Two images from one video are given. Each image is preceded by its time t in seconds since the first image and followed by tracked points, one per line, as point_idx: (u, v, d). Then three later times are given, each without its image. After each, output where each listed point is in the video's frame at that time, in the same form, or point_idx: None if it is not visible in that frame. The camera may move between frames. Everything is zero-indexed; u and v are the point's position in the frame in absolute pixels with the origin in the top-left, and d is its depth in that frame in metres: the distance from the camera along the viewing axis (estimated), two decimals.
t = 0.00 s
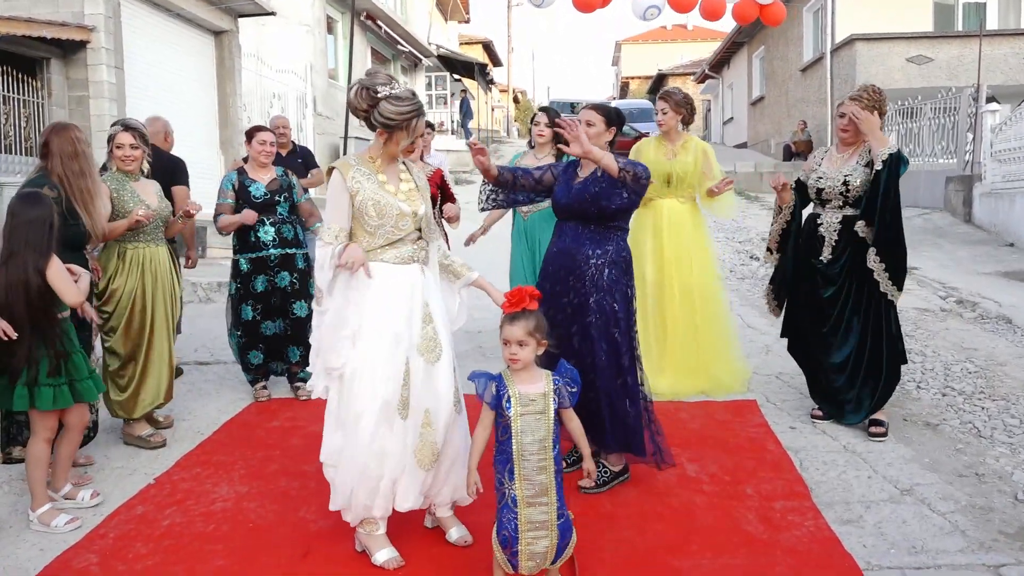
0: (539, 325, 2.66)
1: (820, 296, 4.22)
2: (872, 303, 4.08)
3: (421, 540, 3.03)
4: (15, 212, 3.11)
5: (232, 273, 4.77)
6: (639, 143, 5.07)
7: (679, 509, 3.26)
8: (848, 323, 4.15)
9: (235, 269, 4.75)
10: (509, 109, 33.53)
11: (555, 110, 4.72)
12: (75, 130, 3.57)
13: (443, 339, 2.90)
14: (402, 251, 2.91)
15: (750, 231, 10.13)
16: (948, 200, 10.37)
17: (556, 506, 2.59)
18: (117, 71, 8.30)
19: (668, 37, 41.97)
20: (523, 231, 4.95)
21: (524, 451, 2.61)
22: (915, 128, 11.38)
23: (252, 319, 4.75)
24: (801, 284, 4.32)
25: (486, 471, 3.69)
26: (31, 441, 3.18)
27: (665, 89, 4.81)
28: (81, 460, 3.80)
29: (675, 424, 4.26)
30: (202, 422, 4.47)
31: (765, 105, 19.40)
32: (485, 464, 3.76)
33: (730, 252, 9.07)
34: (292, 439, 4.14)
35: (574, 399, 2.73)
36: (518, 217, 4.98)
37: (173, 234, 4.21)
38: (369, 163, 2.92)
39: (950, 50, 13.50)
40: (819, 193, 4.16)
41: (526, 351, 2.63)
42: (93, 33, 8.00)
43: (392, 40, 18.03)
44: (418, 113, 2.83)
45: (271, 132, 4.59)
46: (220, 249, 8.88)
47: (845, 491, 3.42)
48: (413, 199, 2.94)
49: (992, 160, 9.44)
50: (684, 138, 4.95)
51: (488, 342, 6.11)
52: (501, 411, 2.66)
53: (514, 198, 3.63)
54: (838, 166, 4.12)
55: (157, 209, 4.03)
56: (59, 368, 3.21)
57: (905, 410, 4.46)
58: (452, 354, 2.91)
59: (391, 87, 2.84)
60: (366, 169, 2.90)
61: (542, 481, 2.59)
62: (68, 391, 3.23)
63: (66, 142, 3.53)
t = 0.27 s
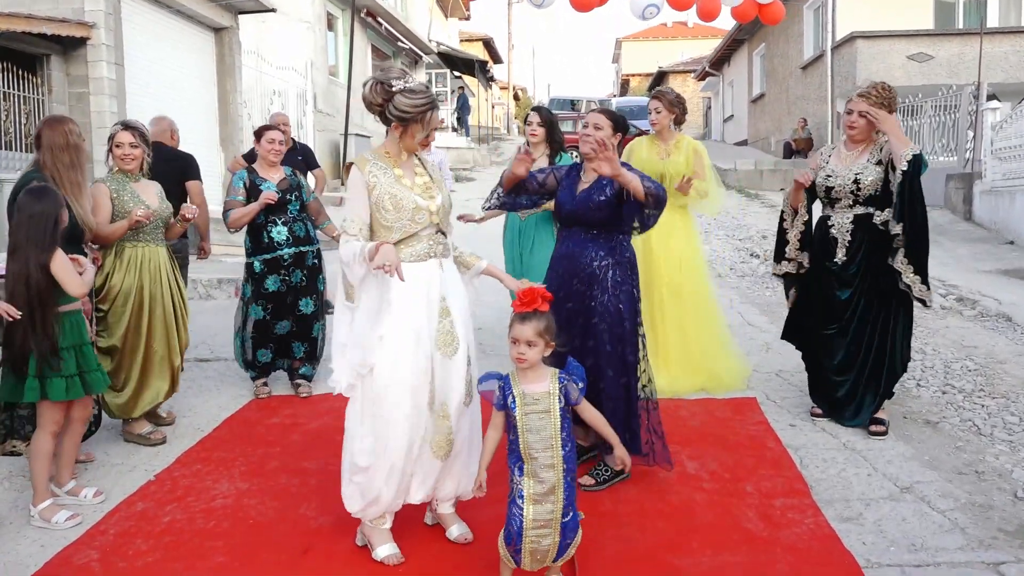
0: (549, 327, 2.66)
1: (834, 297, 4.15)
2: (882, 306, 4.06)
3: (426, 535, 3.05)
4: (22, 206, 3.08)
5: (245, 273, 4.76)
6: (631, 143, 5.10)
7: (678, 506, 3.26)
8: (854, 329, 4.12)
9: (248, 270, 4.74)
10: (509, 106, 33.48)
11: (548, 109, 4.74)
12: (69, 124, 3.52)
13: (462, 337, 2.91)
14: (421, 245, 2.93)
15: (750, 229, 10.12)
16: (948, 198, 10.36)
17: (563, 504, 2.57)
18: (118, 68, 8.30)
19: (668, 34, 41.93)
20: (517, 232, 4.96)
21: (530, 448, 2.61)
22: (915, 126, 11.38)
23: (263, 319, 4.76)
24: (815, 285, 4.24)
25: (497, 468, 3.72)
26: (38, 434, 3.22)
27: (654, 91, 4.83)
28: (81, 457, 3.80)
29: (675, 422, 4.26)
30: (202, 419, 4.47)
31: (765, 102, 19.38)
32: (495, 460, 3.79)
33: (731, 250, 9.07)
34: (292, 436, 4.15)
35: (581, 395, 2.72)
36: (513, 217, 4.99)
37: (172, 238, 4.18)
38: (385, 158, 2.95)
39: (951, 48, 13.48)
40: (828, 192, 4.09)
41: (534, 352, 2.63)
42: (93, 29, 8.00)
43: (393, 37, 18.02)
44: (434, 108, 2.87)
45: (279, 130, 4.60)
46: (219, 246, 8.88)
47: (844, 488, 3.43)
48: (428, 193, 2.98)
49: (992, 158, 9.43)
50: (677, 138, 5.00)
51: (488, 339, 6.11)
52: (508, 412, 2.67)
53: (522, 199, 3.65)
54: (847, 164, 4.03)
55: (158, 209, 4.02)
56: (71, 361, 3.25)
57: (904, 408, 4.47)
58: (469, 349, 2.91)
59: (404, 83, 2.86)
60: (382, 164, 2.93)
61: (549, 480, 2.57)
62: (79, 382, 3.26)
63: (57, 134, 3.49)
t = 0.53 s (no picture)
0: (543, 324, 2.65)
1: (850, 295, 4.02)
2: (897, 306, 3.99)
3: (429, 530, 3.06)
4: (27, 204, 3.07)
5: (249, 270, 4.73)
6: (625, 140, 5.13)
7: (679, 504, 3.27)
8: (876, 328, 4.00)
9: (252, 266, 4.72)
10: (509, 104, 33.45)
11: (546, 103, 4.74)
12: (70, 121, 3.52)
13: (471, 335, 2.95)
14: (426, 241, 2.94)
15: (750, 227, 10.11)
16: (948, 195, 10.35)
17: (553, 505, 2.58)
18: (117, 65, 8.29)
19: (668, 32, 41.89)
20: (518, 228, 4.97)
21: (521, 446, 2.61)
22: (916, 124, 11.37)
23: (272, 317, 4.74)
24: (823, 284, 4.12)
25: (493, 464, 3.73)
26: (59, 429, 3.21)
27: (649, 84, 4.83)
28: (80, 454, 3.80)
29: (674, 419, 4.26)
30: (202, 416, 4.47)
31: (765, 100, 19.36)
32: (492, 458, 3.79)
33: (731, 247, 9.06)
34: (292, 433, 4.15)
35: (575, 395, 2.70)
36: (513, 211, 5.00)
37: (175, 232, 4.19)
38: (394, 153, 2.97)
39: (951, 45, 13.47)
40: (834, 190, 4.02)
41: (528, 349, 2.63)
42: (93, 26, 7.99)
43: (393, 34, 18.00)
44: (443, 102, 2.87)
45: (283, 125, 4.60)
46: (219, 243, 8.87)
47: (844, 486, 3.43)
48: (435, 187, 2.98)
49: (993, 156, 9.42)
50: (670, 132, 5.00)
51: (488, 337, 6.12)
52: (501, 408, 2.67)
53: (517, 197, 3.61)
54: (853, 162, 3.97)
55: (159, 204, 4.03)
56: (73, 357, 3.25)
57: (904, 406, 4.47)
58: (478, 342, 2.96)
59: (413, 79, 2.87)
60: (389, 159, 2.95)
61: (538, 480, 2.58)
62: (84, 378, 3.27)
63: (55, 130, 3.48)
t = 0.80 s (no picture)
0: (527, 322, 2.63)
1: (838, 294, 3.99)
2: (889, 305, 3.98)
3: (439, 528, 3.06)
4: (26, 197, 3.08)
5: (247, 268, 4.72)
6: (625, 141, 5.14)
7: (679, 502, 3.27)
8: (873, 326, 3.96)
9: (250, 264, 4.71)
10: (509, 101, 33.41)
11: (548, 104, 4.73)
12: (77, 119, 3.54)
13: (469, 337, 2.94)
14: (429, 242, 2.94)
15: (750, 225, 10.11)
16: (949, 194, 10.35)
17: (530, 502, 2.54)
18: (117, 62, 8.28)
19: (669, 29, 41.85)
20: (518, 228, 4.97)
21: (496, 445, 2.59)
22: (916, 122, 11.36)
23: (272, 315, 4.74)
24: (814, 284, 4.09)
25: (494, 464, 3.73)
26: (41, 427, 3.19)
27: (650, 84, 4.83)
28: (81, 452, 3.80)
29: (675, 417, 4.26)
30: (202, 414, 4.47)
31: (766, 98, 19.35)
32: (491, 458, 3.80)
33: (731, 246, 9.06)
34: (292, 432, 4.14)
35: (554, 399, 2.63)
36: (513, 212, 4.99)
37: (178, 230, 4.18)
38: (401, 156, 2.95)
39: (952, 43, 13.45)
40: (835, 190, 3.99)
41: (511, 348, 2.60)
42: (93, 24, 7.97)
43: (393, 32, 17.98)
44: (449, 100, 2.86)
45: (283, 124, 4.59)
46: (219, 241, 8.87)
47: (845, 484, 3.43)
48: (441, 191, 2.99)
49: (993, 154, 9.41)
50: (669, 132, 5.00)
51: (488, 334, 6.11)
52: (479, 403, 2.66)
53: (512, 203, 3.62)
54: (854, 163, 3.94)
55: (161, 203, 4.02)
56: (64, 354, 3.22)
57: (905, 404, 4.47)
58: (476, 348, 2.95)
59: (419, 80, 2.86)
60: (397, 161, 2.93)
61: (513, 479, 2.56)
62: (74, 376, 3.24)
63: (62, 129, 3.49)
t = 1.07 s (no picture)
0: (516, 322, 2.64)
1: (844, 295, 3.99)
2: (884, 309, 3.95)
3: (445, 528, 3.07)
4: (28, 194, 3.10)
5: (247, 264, 4.73)
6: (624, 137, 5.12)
7: (679, 501, 3.28)
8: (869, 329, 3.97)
9: (250, 260, 4.72)
10: (509, 100, 33.39)
11: (549, 99, 4.74)
12: (86, 120, 3.58)
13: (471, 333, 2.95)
14: (438, 237, 2.97)
15: (751, 225, 10.10)
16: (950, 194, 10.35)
17: (524, 505, 2.55)
18: (119, 61, 8.28)
19: (670, 29, 41.83)
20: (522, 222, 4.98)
21: (489, 448, 2.59)
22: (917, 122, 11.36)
23: (270, 312, 4.75)
24: (818, 286, 4.10)
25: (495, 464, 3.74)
26: (34, 425, 3.21)
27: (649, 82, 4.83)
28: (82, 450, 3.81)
29: (675, 417, 4.27)
30: (204, 412, 4.48)
31: (767, 98, 19.35)
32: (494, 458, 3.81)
33: (732, 245, 9.06)
34: (293, 430, 4.15)
35: (547, 401, 2.63)
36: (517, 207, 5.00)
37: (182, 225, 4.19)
38: (412, 147, 2.97)
39: (953, 44, 13.45)
40: (841, 188, 3.96)
41: (501, 349, 2.61)
42: (94, 22, 7.98)
43: (394, 31, 17.98)
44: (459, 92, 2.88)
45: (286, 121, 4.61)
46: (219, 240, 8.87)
47: (845, 484, 3.43)
48: (451, 184, 3.01)
49: (995, 155, 9.41)
50: (670, 129, 5.02)
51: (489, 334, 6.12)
52: (471, 407, 2.65)
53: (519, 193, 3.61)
54: (859, 161, 3.92)
55: (165, 203, 4.02)
56: (59, 355, 3.23)
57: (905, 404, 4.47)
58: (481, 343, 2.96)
59: (430, 73, 2.90)
60: (408, 151, 2.94)
61: (508, 481, 2.56)
62: (67, 377, 3.24)
63: (70, 130, 3.53)
